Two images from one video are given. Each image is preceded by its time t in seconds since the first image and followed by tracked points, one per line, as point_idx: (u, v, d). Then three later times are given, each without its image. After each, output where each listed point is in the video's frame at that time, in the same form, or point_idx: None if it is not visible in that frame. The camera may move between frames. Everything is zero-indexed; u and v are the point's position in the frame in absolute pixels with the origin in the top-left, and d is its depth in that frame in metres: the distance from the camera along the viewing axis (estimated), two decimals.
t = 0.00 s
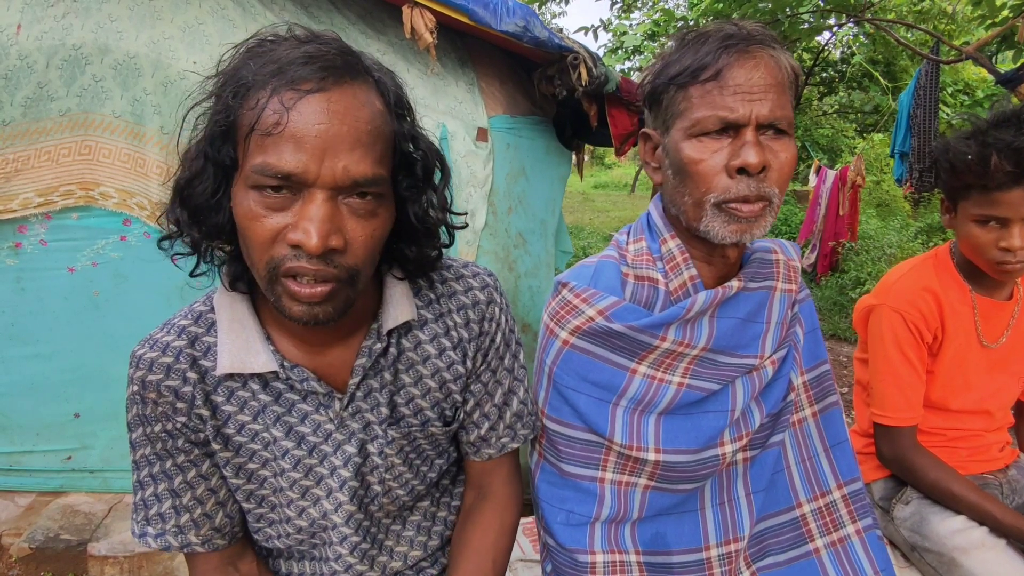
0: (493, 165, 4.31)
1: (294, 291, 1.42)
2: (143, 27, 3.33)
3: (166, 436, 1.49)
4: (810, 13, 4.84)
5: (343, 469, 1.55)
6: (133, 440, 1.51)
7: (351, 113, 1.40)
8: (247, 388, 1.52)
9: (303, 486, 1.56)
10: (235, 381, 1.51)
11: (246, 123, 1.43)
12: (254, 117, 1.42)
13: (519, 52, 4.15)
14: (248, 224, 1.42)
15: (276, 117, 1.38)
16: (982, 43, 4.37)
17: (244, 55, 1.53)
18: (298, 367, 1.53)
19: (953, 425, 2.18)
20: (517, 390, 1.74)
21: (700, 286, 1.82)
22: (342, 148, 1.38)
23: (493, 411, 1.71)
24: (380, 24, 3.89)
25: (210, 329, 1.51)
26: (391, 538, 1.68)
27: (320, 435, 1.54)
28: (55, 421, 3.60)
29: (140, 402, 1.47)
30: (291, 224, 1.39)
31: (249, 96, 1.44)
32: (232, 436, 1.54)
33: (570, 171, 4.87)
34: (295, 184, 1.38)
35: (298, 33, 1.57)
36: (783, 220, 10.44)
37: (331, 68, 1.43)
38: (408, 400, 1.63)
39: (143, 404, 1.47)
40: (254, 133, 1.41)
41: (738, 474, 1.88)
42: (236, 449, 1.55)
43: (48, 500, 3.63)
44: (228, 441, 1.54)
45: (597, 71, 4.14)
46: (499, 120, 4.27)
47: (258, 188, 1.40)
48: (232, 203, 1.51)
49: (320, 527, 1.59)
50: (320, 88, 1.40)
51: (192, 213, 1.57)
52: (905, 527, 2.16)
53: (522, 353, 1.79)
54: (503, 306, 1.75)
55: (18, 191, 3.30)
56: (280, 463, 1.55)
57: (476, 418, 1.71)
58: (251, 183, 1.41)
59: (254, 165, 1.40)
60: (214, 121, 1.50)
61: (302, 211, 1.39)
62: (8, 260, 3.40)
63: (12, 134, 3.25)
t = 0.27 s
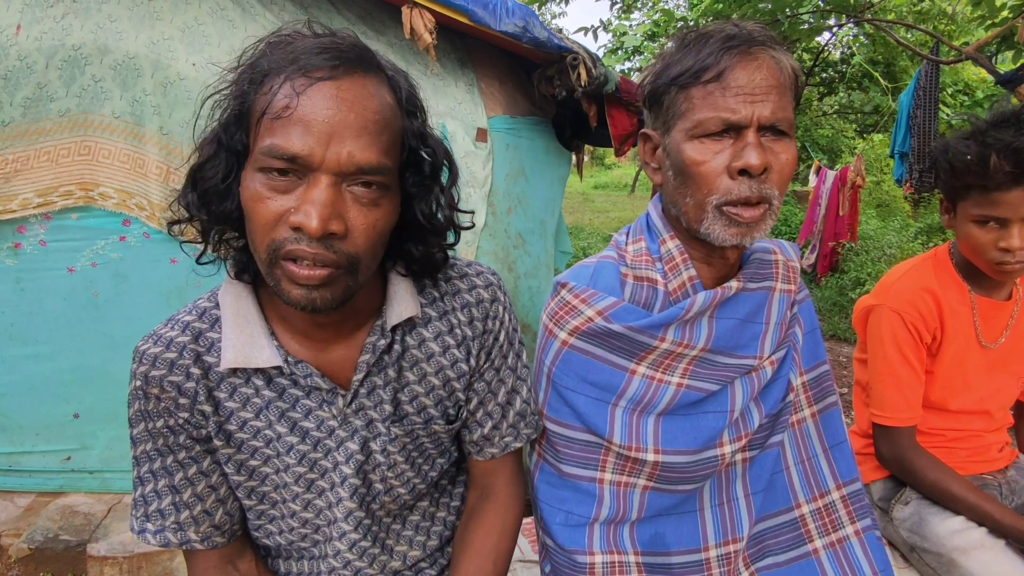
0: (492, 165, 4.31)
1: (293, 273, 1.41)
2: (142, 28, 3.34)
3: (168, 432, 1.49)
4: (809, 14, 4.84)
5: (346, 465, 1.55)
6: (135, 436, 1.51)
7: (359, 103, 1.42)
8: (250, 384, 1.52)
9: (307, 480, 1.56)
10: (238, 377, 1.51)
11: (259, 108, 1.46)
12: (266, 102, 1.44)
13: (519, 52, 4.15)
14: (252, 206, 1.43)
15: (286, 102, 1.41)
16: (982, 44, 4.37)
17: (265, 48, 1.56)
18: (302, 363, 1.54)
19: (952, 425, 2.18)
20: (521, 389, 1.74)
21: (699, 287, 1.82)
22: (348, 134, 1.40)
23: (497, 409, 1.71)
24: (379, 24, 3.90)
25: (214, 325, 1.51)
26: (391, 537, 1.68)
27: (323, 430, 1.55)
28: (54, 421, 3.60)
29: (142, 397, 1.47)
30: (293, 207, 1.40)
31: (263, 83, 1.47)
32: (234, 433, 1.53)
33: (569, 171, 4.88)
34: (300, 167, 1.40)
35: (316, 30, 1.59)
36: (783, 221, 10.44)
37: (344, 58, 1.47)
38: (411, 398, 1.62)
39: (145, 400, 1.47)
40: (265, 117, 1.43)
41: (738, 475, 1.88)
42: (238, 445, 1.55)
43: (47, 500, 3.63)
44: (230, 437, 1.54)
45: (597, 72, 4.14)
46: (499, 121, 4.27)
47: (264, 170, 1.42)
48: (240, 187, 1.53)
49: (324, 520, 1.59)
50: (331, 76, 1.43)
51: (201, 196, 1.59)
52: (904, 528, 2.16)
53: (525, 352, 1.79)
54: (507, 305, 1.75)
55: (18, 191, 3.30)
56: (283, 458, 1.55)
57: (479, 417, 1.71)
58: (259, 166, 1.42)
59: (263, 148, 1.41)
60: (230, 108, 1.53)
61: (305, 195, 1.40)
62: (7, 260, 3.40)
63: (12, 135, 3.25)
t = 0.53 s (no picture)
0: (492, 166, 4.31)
1: (304, 270, 1.41)
2: (142, 29, 3.34)
3: (172, 429, 1.50)
4: (809, 14, 4.84)
5: (348, 464, 1.55)
6: (139, 434, 1.51)
7: (369, 102, 1.43)
8: (254, 382, 1.52)
9: (309, 478, 1.56)
10: (243, 375, 1.51)
11: (269, 107, 1.46)
12: (276, 101, 1.45)
13: (518, 53, 4.15)
14: (263, 204, 1.43)
15: (297, 101, 1.42)
16: (981, 45, 4.37)
17: (272, 48, 1.57)
18: (306, 361, 1.54)
19: (951, 426, 2.18)
20: (523, 388, 1.75)
21: (697, 286, 1.82)
22: (359, 132, 1.41)
23: (499, 409, 1.71)
24: (379, 25, 3.91)
25: (219, 323, 1.51)
26: (392, 536, 1.68)
27: (327, 428, 1.55)
28: (55, 421, 3.61)
29: (147, 394, 1.47)
30: (304, 206, 1.40)
31: (272, 83, 1.48)
32: (237, 431, 1.53)
33: (569, 171, 4.88)
34: (311, 165, 1.40)
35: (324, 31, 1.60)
36: (783, 222, 10.45)
37: (353, 57, 1.48)
38: (414, 397, 1.63)
39: (150, 397, 1.47)
40: (276, 117, 1.44)
41: (737, 475, 1.88)
42: (241, 443, 1.55)
43: (47, 501, 3.63)
44: (233, 435, 1.54)
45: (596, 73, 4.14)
46: (498, 121, 4.28)
47: (275, 169, 1.42)
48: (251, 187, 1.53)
49: (325, 518, 1.59)
50: (340, 76, 1.44)
51: (210, 196, 1.60)
52: (903, 528, 2.16)
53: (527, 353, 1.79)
54: (510, 305, 1.76)
55: (17, 192, 3.31)
56: (287, 456, 1.55)
57: (482, 417, 1.71)
58: (269, 165, 1.43)
59: (274, 146, 1.42)
60: (240, 107, 1.54)
61: (316, 193, 1.40)
62: (7, 261, 3.41)
63: (11, 136, 3.25)
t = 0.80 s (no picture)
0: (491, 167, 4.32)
1: (327, 269, 1.41)
2: (141, 29, 3.34)
3: (172, 427, 1.50)
4: (808, 15, 4.84)
5: (347, 463, 1.55)
6: (139, 432, 1.51)
7: (381, 104, 1.44)
8: (255, 380, 1.52)
9: (309, 477, 1.56)
10: (243, 373, 1.51)
11: (279, 112, 1.44)
12: (287, 105, 1.43)
13: (516, 54, 4.16)
14: (279, 209, 1.42)
15: (311, 106, 1.41)
16: (980, 45, 4.36)
17: (274, 50, 1.55)
18: (307, 359, 1.54)
19: (949, 426, 2.18)
20: (521, 389, 1.74)
21: (695, 286, 1.82)
22: (373, 135, 1.42)
23: (497, 409, 1.71)
24: (378, 25, 3.91)
25: (220, 322, 1.51)
26: (391, 536, 1.68)
27: (327, 426, 1.55)
28: (54, 421, 3.61)
29: (147, 392, 1.47)
30: (323, 209, 1.40)
31: (281, 86, 1.46)
32: (238, 429, 1.53)
33: (568, 172, 4.88)
34: (329, 168, 1.40)
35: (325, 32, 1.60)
36: (783, 222, 10.45)
37: (362, 59, 1.48)
38: (413, 396, 1.63)
39: (150, 395, 1.47)
40: (288, 121, 1.42)
41: (735, 474, 1.88)
42: (241, 441, 1.55)
43: (47, 501, 3.63)
44: (234, 433, 1.54)
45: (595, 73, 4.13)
46: (497, 121, 4.28)
47: (290, 173, 1.42)
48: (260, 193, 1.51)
49: (325, 518, 1.59)
50: (350, 79, 1.43)
51: (217, 203, 1.57)
52: (901, 528, 2.15)
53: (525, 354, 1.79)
54: (509, 306, 1.76)
55: (16, 192, 3.31)
56: (286, 455, 1.55)
57: (480, 416, 1.71)
58: (284, 169, 1.42)
59: (288, 151, 1.41)
60: (245, 112, 1.50)
61: (334, 196, 1.40)
62: (6, 261, 3.40)
63: (10, 136, 3.25)
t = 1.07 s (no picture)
0: (489, 168, 4.30)
1: (329, 279, 1.41)
2: (140, 30, 3.35)
3: (169, 429, 1.49)
4: (808, 15, 4.84)
5: (344, 465, 1.55)
6: (136, 434, 1.51)
7: (385, 114, 1.43)
8: (251, 383, 1.52)
9: (305, 479, 1.56)
10: (239, 376, 1.51)
11: (280, 122, 1.43)
12: (290, 115, 1.42)
13: (515, 55, 4.16)
14: (282, 220, 1.42)
15: (315, 117, 1.39)
16: (980, 46, 4.37)
17: (272, 55, 1.53)
18: (303, 363, 1.54)
19: (947, 426, 2.18)
20: (516, 392, 1.74)
21: (692, 287, 1.82)
22: (378, 146, 1.41)
23: (493, 412, 1.71)
24: (377, 26, 3.92)
25: (216, 324, 1.51)
26: (388, 538, 1.68)
27: (323, 429, 1.55)
28: (53, 422, 3.61)
29: (144, 394, 1.46)
30: (327, 220, 1.40)
31: (282, 93, 1.44)
32: (234, 431, 1.53)
33: (568, 172, 4.89)
34: (333, 181, 1.39)
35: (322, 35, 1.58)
36: (783, 222, 10.44)
37: (364, 69, 1.47)
38: (409, 398, 1.63)
39: (146, 397, 1.47)
40: (291, 132, 1.41)
41: (732, 476, 1.88)
42: (237, 444, 1.55)
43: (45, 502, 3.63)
44: (230, 436, 1.54)
45: (593, 73, 4.13)
46: (495, 122, 4.28)
47: (293, 184, 1.41)
48: (259, 202, 1.49)
49: (321, 520, 1.59)
50: (354, 89, 1.43)
51: (217, 211, 1.54)
52: (899, 529, 2.15)
53: (521, 357, 1.79)
54: (506, 308, 1.76)
55: (14, 193, 3.31)
56: (282, 457, 1.55)
57: (476, 419, 1.71)
58: (287, 180, 1.41)
59: (291, 162, 1.40)
60: (244, 120, 1.47)
61: (337, 208, 1.40)
62: (5, 262, 3.40)
63: (9, 137, 3.25)
